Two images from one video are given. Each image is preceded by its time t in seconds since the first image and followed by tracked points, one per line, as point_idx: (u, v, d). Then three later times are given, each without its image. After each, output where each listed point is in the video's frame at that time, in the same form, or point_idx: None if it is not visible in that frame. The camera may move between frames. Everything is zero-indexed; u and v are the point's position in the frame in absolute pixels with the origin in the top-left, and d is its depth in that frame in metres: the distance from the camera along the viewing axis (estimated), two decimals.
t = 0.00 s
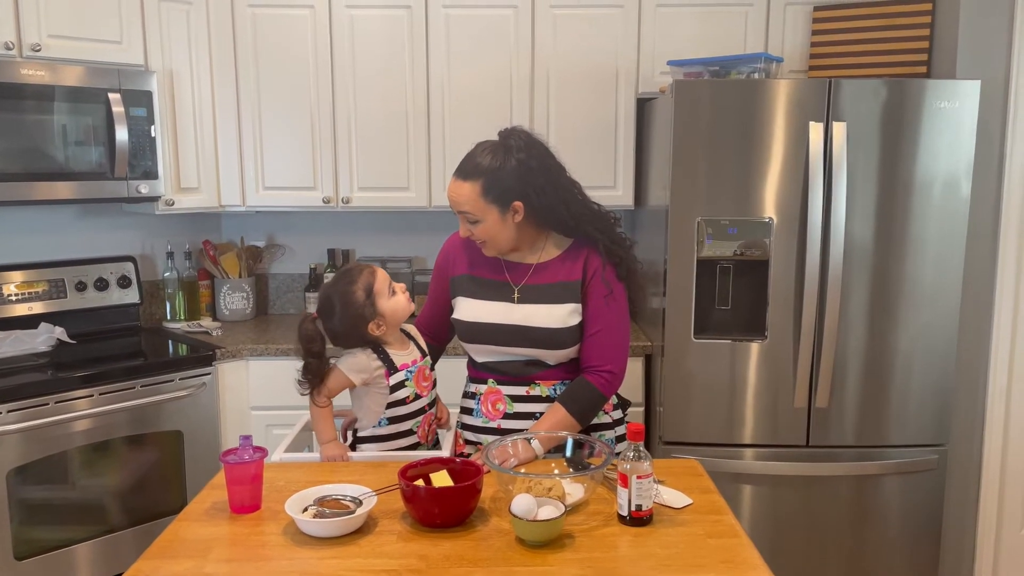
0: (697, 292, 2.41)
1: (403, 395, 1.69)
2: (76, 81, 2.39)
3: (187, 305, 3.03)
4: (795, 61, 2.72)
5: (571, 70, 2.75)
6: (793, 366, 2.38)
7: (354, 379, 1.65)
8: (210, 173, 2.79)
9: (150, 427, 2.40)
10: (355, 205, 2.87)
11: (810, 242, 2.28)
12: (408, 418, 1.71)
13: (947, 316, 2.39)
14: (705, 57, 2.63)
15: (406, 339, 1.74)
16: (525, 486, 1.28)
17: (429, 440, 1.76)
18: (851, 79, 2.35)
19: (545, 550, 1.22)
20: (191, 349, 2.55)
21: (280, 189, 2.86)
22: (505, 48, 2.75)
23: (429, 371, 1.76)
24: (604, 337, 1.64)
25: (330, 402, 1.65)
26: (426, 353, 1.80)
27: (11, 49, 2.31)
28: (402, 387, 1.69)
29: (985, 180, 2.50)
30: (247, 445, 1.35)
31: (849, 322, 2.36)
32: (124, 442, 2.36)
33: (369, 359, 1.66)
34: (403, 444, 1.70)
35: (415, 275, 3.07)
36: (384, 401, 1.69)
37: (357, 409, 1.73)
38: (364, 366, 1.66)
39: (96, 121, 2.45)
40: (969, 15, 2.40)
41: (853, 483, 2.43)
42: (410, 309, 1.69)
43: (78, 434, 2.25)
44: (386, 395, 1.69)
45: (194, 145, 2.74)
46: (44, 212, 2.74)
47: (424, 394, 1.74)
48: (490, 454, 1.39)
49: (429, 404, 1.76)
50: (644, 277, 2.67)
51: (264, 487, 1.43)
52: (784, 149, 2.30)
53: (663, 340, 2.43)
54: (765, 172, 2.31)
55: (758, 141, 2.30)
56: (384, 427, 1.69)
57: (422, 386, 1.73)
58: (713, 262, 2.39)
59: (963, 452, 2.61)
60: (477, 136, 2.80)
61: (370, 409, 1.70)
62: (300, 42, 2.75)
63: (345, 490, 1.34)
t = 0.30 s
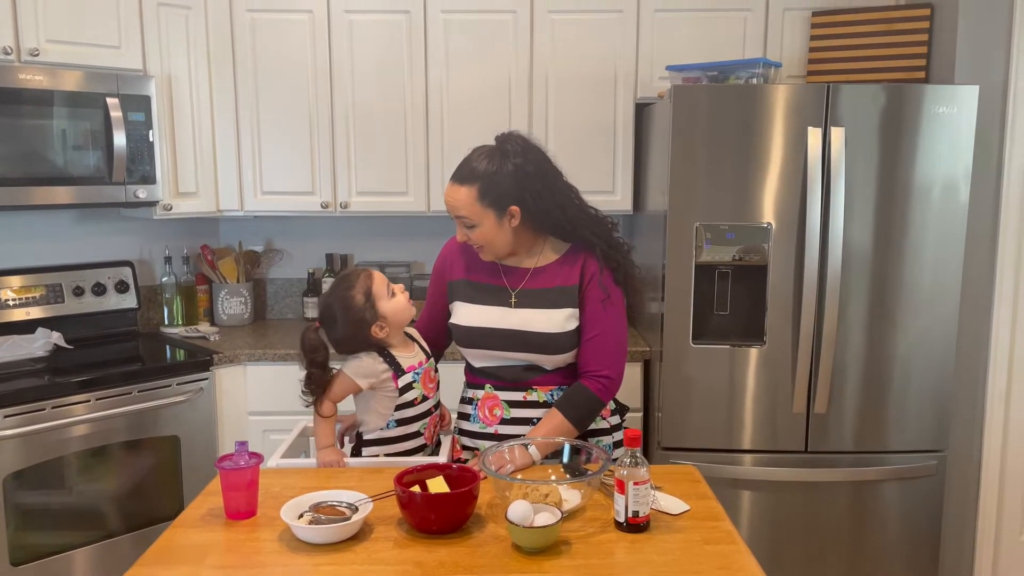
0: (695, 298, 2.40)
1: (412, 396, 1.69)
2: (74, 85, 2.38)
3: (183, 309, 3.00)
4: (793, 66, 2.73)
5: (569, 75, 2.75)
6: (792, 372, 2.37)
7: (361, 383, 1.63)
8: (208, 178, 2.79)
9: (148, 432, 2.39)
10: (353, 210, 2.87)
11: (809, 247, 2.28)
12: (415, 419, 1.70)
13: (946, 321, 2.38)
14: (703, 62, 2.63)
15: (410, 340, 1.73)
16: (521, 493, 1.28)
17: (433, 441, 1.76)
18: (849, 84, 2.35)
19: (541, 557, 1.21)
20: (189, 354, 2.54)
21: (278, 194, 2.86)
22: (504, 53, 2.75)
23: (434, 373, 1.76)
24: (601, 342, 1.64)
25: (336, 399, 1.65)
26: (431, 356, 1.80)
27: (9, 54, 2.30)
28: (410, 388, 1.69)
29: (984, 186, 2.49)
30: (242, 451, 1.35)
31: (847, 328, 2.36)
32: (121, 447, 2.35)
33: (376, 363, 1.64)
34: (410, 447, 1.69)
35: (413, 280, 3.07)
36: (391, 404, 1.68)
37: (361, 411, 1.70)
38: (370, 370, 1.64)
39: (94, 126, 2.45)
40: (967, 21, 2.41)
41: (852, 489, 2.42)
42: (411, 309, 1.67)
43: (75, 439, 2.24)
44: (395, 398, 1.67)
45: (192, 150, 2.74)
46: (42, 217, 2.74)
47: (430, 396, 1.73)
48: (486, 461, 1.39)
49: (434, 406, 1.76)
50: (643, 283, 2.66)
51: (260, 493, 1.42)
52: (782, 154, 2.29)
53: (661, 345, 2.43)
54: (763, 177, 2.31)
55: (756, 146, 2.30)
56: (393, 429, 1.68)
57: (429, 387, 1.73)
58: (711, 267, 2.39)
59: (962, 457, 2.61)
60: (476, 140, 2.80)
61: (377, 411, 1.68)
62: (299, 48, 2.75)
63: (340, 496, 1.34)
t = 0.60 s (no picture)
0: (700, 300, 2.40)
1: (428, 394, 1.69)
2: (81, 84, 2.39)
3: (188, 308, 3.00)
4: (799, 69, 2.73)
5: (575, 77, 2.75)
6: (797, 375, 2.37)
7: (377, 380, 1.64)
8: (214, 178, 2.80)
9: (152, 432, 2.39)
10: (358, 210, 2.87)
11: (814, 250, 2.28)
12: (430, 416, 1.71)
13: (951, 325, 2.38)
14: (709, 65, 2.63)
15: (424, 339, 1.73)
16: (527, 493, 1.28)
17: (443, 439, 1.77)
18: (855, 87, 2.35)
19: (547, 558, 1.21)
20: (194, 353, 2.55)
21: (284, 194, 2.86)
22: (510, 55, 2.75)
23: (446, 371, 1.77)
24: (606, 343, 1.64)
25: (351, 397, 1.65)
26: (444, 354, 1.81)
27: (17, 53, 2.31)
28: (426, 385, 1.69)
29: (990, 190, 2.49)
30: (249, 450, 1.35)
31: (852, 331, 2.36)
32: (126, 446, 2.35)
33: (392, 360, 1.64)
34: (423, 443, 1.70)
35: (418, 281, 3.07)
36: (407, 401, 1.68)
37: (375, 408, 1.70)
38: (387, 367, 1.64)
39: (101, 125, 2.46)
40: (973, 25, 2.40)
41: (856, 493, 2.41)
42: (426, 306, 1.68)
43: (79, 438, 2.25)
44: (411, 395, 1.68)
45: (198, 150, 2.74)
46: (48, 216, 2.74)
47: (443, 394, 1.74)
48: (492, 461, 1.39)
49: (447, 404, 1.77)
50: (648, 285, 2.66)
51: (266, 492, 1.42)
52: (788, 157, 2.29)
53: (666, 348, 2.43)
54: (769, 180, 2.31)
55: (762, 148, 2.30)
56: (407, 424, 1.69)
57: (442, 385, 1.74)
58: (717, 269, 2.38)
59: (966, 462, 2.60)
60: (481, 141, 2.81)
61: (392, 408, 1.68)
62: (306, 48, 2.76)
63: (347, 496, 1.34)
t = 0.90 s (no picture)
0: (704, 302, 2.40)
1: (437, 390, 1.70)
2: (86, 83, 2.39)
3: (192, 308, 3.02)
4: (805, 72, 2.72)
5: (579, 78, 2.75)
6: (801, 377, 2.36)
7: (388, 379, 1.63)
8: (218, 177, 2.80)
9: (154, 431, 2.39)
10: (362, 210, 2.87)
11: (818, 253, 2.27)
12: (440, 411, 1.72)
13: (955, 329, 2.37)
14: (714, 66, 2.63)
15: (430, 336, 1.73)
16: (530, 494, 1.27)
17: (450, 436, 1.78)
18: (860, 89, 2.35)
19: (550, 560, 1.21)
20: (197, 352, 2.55)
21: (288, 194, 2.86)
22: (514, 55, 2.75)
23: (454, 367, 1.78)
24: (609, 344, 1.64)
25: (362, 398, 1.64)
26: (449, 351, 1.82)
27: (22, 51, 2.31)
28: (436, 382, 1.70)
29: (995, 193, 2.48)
30: (251, 449, 1.34)
31: (856, 333, 2.35)
32: (128, 444, 2.35)
33: (401, 359, 1.64)
34: (433, 437, 1.71)
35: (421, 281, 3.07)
36: (416, 399, 1.69)
37: (384, 406, 1.70)
38: (397, 367, 1.64)
39: (105, 124, 2.46)
40: (979, 28, 2.40)
41: (859, 497, 2.41)
42: (432, 304, 1.67)
43: (82, 436, 2.25)
44: (420, 392, 1.68)
45: (202, 149, 2.75)
46: (52, 214, 2.75)
47: (451, 390, 1.75)
48: (495, 462, 1.39)
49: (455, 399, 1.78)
50: (652, 286, 2.66)
51: (268, 492, 1.42)
52: (792, 159, 2.29)
53: (669, 349, 2.42)
54: (772, 182, 2.30)
55: (766, 150, 2.29)
56: (417, 419, 1.69)
57: (450, 381, 1.74)
58: (720, 271, 2.38)
59: (969, 466, 2.59)
60: (484, 142, 2.80)
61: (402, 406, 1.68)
62: (310, 48, 2.76)
63: (349, 496, 1.34)
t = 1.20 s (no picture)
0: (707, 302, 2.39)
1: (440, 389, 1.70)
2: (90, 80, 2.40)
3: (194, 304, 3.02)
4: (809, 72, 2.71)
5: (583, 76, 2.75)
6: (804, 378, 2.36)
7: (391, 378, 1.63)
8: (221, 176, 2.80)
9: (157, 428, 2.39)
10: (365, 209, 2.87)
11: (821, 253, 2.27)
12: (442, 411, 1.72)
13: (959, 330, 2.36)
14: (719, 66, 2.62)
15: (433, 335, 1.73)
16: (533, 494, 1.26)
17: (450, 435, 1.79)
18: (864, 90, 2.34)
19: (552, 559, 1.21)
20: (200, 350, 2.55)
21: (291, 192, 2.86)
22: (518, 54, 2.75)
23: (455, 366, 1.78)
24: (614, 344, 1.63)
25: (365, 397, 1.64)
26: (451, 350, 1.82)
27: (27, 48, 2.31)
28: (438, 381, 1.70)
29: (1000, 194, 2.48)
30: (254, 447, 1.34)
31: (859, 334, 2.35)
32: (131, 442, 2.36)
33: (405, 359, 1.64)
34: (434, 437, 1.71)
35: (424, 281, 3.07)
36: (419, 399, 1.69)
37: (386, 406, 1.70)
38: (400, 367, 1.64)
39: (109, 121, 2.46)
40: (984, 28, 2.39)
41: (862, 498, 2.40)
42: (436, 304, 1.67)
43: (84, 434, 2.25)
44: (423, 391, 1.68)
45: (205, 146, 2.74)
46: (55, 212, 2.75)
47: (453, 389, 1.75)
48: (498, 461, 1.39)
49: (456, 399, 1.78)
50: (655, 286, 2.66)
51: (270, 490, 1.42)
52: (796, 160, 2.28)
53: (672, 350, 2.42)
54: (776, 181, 2.30)
55: (771, 150, 2.29)
56: (419, 418, 1.69)
57: (452, 381, 1.74)
58: (724, 271, 2.38)
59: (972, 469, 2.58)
60: (487, 140, 2.80)
61: (404, 405, 1.68)
62: (314, 45, 2.76)
63: (351, 495, 1.34)
